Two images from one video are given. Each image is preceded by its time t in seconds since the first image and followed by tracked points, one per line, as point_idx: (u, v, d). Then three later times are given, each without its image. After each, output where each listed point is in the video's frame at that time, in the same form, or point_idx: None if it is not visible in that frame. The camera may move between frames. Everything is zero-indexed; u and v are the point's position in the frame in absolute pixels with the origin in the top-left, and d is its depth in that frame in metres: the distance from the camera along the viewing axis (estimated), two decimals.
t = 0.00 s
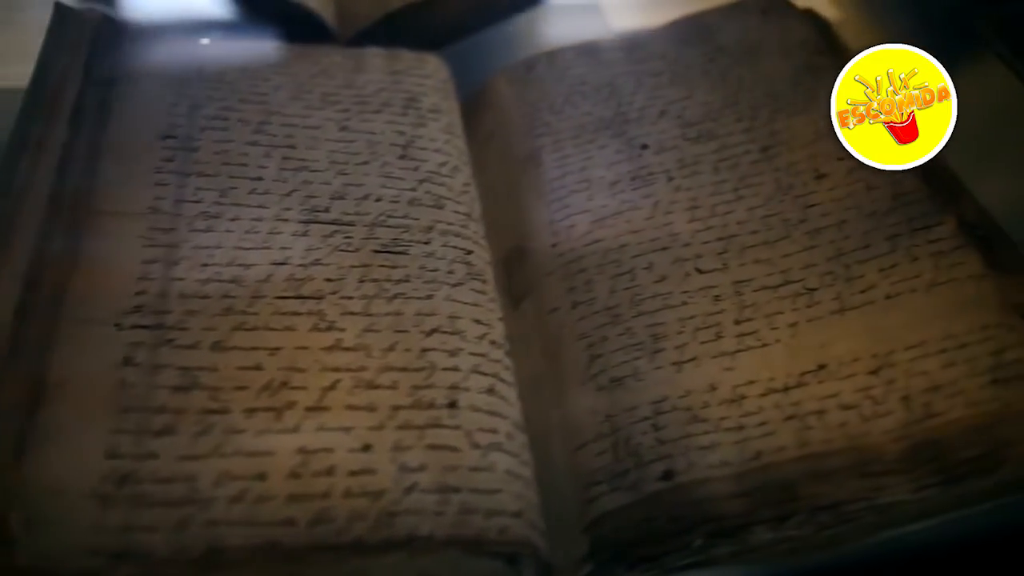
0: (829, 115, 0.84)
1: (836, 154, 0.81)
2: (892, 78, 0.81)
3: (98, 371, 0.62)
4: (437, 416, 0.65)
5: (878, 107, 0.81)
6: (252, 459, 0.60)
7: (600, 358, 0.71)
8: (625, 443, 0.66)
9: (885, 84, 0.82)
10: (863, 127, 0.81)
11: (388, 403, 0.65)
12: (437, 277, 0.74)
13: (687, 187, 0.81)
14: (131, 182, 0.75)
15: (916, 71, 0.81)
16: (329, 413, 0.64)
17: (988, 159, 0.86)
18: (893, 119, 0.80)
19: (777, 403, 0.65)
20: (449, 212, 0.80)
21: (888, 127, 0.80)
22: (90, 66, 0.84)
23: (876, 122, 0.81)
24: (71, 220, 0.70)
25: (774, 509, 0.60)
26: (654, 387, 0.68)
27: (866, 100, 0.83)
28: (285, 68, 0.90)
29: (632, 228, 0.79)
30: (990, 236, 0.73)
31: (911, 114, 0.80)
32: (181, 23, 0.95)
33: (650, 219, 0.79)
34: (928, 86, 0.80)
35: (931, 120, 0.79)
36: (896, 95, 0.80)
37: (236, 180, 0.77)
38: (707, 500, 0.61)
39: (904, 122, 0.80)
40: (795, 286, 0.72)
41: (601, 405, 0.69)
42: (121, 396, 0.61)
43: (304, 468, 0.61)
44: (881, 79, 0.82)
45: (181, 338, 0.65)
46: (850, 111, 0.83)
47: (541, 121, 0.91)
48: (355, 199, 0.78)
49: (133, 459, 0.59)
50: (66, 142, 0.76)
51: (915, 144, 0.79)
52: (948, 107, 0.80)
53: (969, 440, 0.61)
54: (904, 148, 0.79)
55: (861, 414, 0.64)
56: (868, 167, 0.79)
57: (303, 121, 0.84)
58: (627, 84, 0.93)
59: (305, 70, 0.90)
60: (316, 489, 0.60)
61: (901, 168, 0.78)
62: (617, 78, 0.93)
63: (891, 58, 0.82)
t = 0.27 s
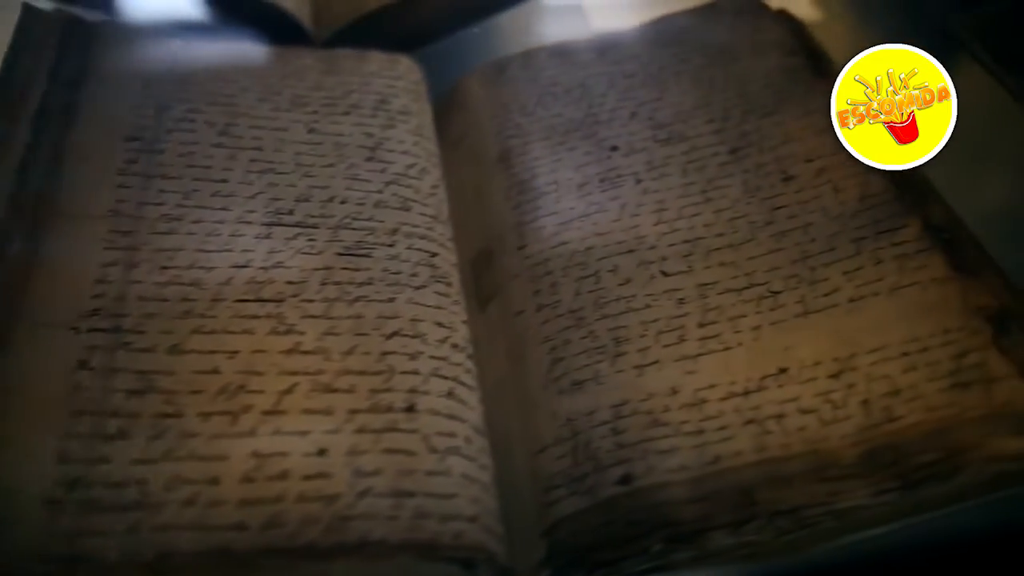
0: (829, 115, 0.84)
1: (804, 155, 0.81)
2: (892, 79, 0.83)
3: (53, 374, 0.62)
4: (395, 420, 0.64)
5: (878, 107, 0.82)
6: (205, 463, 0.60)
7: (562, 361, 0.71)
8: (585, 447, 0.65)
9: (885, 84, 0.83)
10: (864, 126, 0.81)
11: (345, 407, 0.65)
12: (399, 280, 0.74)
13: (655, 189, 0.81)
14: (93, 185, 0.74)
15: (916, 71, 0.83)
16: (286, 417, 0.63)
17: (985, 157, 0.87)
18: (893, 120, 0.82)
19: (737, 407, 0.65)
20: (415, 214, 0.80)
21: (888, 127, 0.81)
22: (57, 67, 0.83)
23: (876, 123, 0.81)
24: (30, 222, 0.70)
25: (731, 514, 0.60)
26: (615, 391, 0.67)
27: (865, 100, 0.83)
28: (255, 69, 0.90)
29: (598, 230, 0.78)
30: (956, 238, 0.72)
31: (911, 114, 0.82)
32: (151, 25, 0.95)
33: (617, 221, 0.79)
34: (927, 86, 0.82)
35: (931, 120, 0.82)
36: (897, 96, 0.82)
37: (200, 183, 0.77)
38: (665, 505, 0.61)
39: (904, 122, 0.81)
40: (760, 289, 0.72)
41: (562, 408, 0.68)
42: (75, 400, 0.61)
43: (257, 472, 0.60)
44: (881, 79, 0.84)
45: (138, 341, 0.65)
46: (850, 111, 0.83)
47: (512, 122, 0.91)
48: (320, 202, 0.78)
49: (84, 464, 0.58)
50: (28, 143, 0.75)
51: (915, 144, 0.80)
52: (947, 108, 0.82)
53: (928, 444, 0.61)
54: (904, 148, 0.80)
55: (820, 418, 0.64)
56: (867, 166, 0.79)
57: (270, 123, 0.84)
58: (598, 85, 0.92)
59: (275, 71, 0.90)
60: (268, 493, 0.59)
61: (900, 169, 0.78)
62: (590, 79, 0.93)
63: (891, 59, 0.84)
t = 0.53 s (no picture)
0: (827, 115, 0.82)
1: (768, 156, 0.80)
2: (892, 78, 0.80)
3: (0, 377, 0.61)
4: (346, 424, 0.64)
5: (879, 106, 0.80)
6: (151, 467, 0.60)
7: (519, 364, 0.70)
8: (538, 451, 0.65)
9: (885, 84, 0.80)
10: (864, 126, 0.79)
11: (296, 410, 0.64)
12: (357, 282, 0.73)
13: (618, 191, 0.80)
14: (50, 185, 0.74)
15: (916, 71, 0.80)
16: (236, 420, 0.63)
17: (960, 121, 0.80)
18: (893, 119, 0.78)
19: (691, 411, 0.64)
20: (376, 216, 0.79)
21: (889, 127, 0.79)
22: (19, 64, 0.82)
23: (876, 122, 0.79)
24: None
25: (682, 519, 0.59)
26: (570, 394, 0.67)
27: (865, 100, 0.81)
28: (220, 69, 0.89)
29: (559, 233, 0.78)
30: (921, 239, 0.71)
31: (911, 114, 0.79)
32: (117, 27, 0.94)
33: (578, 223, 0.78)
34: (927, 86, 0.79)
35: (931, 120, 0.79)
36: (897, 95, 0.79)
37: (159, 185, 0.76)
38: (616, 510, 0.60)
39: (904, 121, 0.79)
40: (719, 292, 0.71)
41: (517, 411, 0.68)
42: (21, 403, 0.60)
43: (204, 476, 0.60)
44: (881, 79, 0.81)
45: (89, 344, 0.65)
46: (849, 110, 0.81)
47: (479, 124, 0.90)
48: (279, 204, 0.77)
49: (28, 468, 0.58)
50: None
51: (915, 145, 0.79)
52: (948, 107, 0.78)
53: (880, 449, 0.60)
54: (904, 148, 0.78)
55: (774, 422, 0.63)
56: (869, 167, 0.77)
57: (233, 125, 0.83)
58: (566, 86, 0.92)
59: (240, 72, 0.89)
60: (214, 498, 0.59)
61: (899, 168, 0.78)
62: (558, 80, 0.92)
63: (891, 58, 0.81)
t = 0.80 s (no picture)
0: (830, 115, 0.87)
1: (737, 157, 0.80)
2: (892, 79, 0.84)
3: None
4: (305, 427, 0.64)
5: (877, 107, 0.84)
6: (106, 470, 0.59)
7: (482, 367, 0.70)
8: (498, 454, 0.64)
9: (885, 85, 0.84)
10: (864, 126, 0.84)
11: (255, 413, 0.64)
12: (321, 284, 0.73)
13: (587, 193, 0.80)
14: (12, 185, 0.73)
15: (916, 71, 0.84)
16: (193, 423, 0.63)
17: (924, 180, 0.84)
18: (893, 119, 0.83)
19: (652, 414, 0.64)
20: (344, 218, 0.79)
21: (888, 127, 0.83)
22: None
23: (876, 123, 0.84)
24: None
25: (641, 523, 0.59)
26: (531, 397, 0.67)
27: (866, 100, 0.85)
28: (190, 70, 0.89)
29: (526, 235, 0.78)
30: (889, 243, 0.71)
31: (911, 114, 0.82)
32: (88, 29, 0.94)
33: (546, 225, 0.78)
34: (927, 86, 0.83)
35: (931, 120, 0.83)
36: (896, 96, 0.83)
37: (124, 187, 0.76)
38: (574, 513, 0.60)
39: (904, 122, 0.83)
40: (683, 294, 0.71)
41: (478, 414, 0.67)
42: None
43: (159, 480, 0.59)
44: (882, 79, 0.85)
45: (47, 346, 0.64)
46: (850, 111, 0.86)
47: (451, 125, 0.90)
48: (245, 205, 0.77)
49: None
50: None
51: (915, 144, 0.83)
52: (947, 107, 0.83)
53: (840, 452, 0.60)
54: (904, 148, 0.83)
55: (734, 425, 0.63)
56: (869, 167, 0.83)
57: (201, 126, 0.83)
58: (539, 87, 0.92)
59: (210, 73, 0.89)
60: (169, 502, 0.58)
61: (900, 168, 0.84)
62: (530, 82, 0.92)
63: (891, 59, 0.86)
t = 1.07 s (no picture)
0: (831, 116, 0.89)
1: (708, 159, 0.79)
2: (892, 79, 0.85)
3: None
4: (264, 430, 0.63)
5: (878, 107, 0.85)
6: (62, 473, 0.59)
7: (446, 370, 0.69)
8: (459, 458, 0.64)
9: (885, 85, 0.85)
10: (864, 127, 0.86)
11: (215, 417, 0.63)
12: (286, 287, 0.73)
13: (557, 195, 0.80)
14: None
15: (916, 71, 0.83)
16: (152, 427, 0.62)
17: (894, 216, 0.80)
18: (893, 120, 0.84)
19: (614, 418, 0.64)
20: (312, 220, 0.78)
21: (888, 127, 0.84)
22: None
23: (876, 123, 0.85)
24: None
25: (599, 528, 0.59)
26: (494, 401, 0.66)
27: (866, 100, 0.86)
28: (162, 71, 0.89)
29: (495, 237, 0.77)
30: (855, 245, 0.71)
31: (911, 114, 0.83)
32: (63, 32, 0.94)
33: (514, 227, 0.78)
34: (927, 86, 0.82)
35: (930, 121, 0.82)
36: (896, 96, 0.83)
37: (90, 189, 0.76)
38: (533, 518, 0.60)
39: (903, 122, 0.83)
40: (650, 296, 0.70)
41: (441, 418, 0.67)
42: None
43: (115, 484, 0.59)
44: (882, 79, 0.86)
45: (8, 350, 0.64)
46: (850, 111, 0.87)
47: (423, 127, 0.90)
48: (212, 207, 0.77)
49: None
50: None
51: (914, 145, 0.83)
52: (947, 108, 0.81)
53: (800, 456, 0.59)
54: (903, 148, 0.84)
55: (696, 429, 0.62)
56: (869, 167, 0.85)
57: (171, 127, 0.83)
58: (512, 88, 0.91)
59: (182, 74, 0.89)
60: (125, 506, 0.58)
61: (900, 168, 0.84)
62: (505, 83, 0.92)
63: (892, 59, 0.85)
